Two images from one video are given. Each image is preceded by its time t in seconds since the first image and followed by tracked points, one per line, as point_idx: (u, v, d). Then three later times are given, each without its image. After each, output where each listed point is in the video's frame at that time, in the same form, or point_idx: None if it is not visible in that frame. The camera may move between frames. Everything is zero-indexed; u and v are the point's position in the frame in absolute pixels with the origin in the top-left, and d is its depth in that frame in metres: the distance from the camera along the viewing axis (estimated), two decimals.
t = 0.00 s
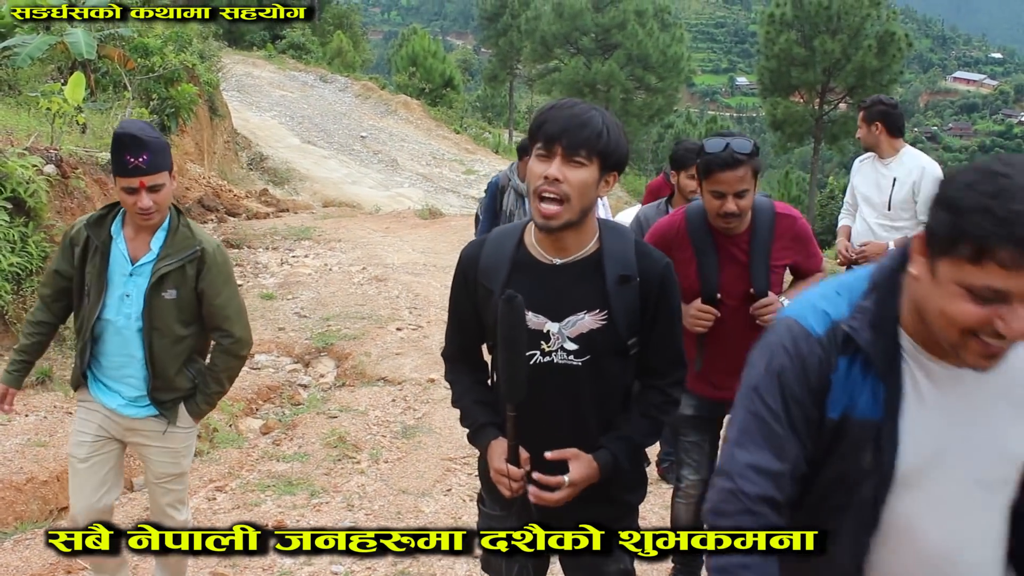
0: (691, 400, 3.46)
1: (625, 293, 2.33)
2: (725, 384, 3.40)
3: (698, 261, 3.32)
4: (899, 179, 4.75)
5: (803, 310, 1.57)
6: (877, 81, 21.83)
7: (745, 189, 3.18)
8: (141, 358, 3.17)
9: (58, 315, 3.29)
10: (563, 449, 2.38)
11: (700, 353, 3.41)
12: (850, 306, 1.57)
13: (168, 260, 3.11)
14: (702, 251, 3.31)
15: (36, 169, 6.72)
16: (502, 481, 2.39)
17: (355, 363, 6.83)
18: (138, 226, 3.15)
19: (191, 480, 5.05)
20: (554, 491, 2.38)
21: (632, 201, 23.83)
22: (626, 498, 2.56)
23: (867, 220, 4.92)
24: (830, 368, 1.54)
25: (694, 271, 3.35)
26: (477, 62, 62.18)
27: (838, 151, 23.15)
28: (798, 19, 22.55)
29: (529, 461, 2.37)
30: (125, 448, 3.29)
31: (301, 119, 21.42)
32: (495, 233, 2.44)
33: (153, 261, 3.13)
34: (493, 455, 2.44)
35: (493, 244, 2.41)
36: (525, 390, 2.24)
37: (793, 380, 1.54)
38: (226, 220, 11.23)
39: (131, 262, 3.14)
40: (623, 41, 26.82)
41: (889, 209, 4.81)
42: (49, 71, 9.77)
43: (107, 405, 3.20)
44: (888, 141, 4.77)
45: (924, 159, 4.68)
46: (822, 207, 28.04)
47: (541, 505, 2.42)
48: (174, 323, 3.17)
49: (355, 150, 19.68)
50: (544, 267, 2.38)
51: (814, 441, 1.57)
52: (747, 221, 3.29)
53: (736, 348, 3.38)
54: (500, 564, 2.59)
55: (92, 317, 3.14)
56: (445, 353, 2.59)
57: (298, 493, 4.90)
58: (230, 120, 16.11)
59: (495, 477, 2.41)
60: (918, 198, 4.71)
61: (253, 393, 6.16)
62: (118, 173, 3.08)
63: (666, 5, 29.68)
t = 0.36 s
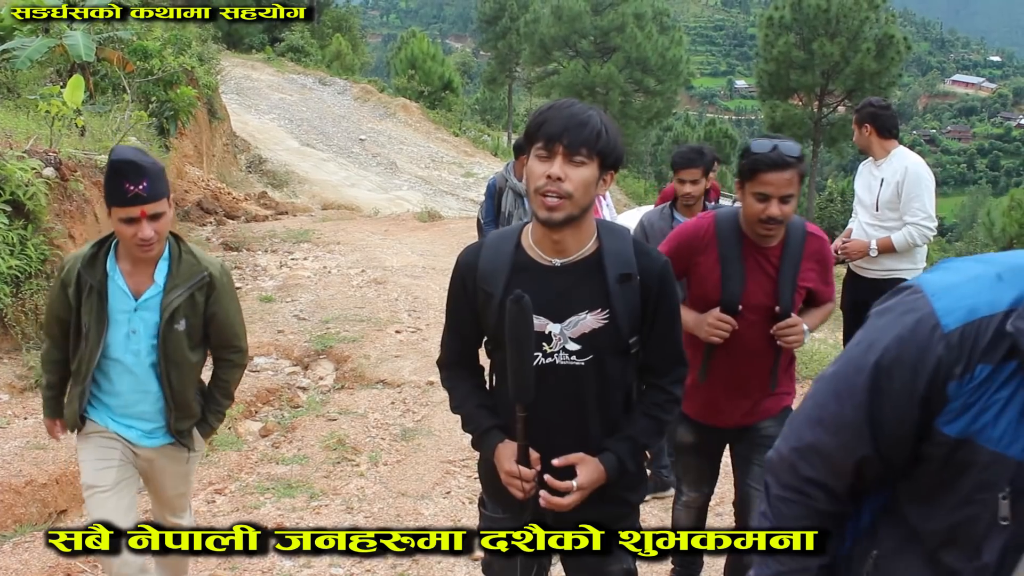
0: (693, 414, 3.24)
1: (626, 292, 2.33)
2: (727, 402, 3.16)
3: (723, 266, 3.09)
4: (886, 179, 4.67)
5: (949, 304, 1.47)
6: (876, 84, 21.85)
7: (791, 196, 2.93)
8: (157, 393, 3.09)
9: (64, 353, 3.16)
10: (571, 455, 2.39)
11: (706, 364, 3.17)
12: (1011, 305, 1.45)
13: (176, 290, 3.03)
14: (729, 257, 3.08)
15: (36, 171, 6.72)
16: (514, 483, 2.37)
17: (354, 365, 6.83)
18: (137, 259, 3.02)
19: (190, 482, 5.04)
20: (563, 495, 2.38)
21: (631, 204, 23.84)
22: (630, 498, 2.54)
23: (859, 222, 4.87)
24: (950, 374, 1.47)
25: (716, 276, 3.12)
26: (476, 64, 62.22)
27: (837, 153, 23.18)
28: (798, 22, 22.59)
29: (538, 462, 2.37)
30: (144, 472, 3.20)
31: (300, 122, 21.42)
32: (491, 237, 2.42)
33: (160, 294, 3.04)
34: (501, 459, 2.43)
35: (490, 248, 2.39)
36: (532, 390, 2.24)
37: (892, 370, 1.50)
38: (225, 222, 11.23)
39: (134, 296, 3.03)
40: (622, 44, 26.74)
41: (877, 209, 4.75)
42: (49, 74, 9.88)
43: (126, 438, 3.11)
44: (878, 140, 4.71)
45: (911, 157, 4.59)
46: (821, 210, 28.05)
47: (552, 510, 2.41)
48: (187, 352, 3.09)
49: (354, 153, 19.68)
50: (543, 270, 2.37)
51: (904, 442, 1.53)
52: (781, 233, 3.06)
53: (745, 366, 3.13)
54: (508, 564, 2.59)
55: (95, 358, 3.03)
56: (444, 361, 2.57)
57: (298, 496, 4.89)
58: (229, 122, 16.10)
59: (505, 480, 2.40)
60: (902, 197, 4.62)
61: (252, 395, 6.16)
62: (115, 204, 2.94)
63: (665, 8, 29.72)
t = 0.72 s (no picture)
0: (713, 407, 3.07)
1: (622, 296, 2.33)
2: (751, 400, 3.00)
3: (768, 254, 2.93)
4: (878, 188, 4.70)
5: (933, 398, 1.15)
6: (873, 91, 21.91)
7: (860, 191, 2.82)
8: (157, 397, 2.94)
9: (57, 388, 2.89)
10: (557, 448, 2.37)
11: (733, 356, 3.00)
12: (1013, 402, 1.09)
13: (169, 278, 2.88)
14: (777, 246, 2.92)
15: (34, 176, 6.71)
16: (515, 487, 2.39)
17: (352, 371, 6.82)
18: (117, 257, 2.85)
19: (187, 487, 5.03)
20: (544, 481, 2.35)
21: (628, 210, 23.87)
22: (626, 500, 2.55)
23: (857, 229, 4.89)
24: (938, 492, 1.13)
25: (759, 264, 2.95)
26: (475, 70, 62.34)
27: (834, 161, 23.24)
28: (795, 30, 22.66)
29: (536, 464, 2.37)
30: (151, 492, 3.10)
31: (299, 127, 21.43)
32: (488, 243, 2.41)
33: (152, 288, 2.88)
34: (502, 464, 2.43)
35: (487, 254, 2.39)
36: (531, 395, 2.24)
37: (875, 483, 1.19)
38: (223, 227, 11.22)
39: (127, 298, 2.86)
40: (620, 50, 26.70)
41: (871, 218, 4.76)
42: (47, 79, 9.92)
43: (125, 453, 2.95)
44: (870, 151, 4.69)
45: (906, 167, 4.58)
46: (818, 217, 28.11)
47: (534, 499, 2.37)
48: (189, 345, 2.95)
49: (352, 158, 19.69)
50: (540, 275, 2.36)
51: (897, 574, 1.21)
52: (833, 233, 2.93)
53: (778, 363, 2.97)
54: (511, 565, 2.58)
55: (97, 371, 2.84)
56: (440, 369, 2.55)
57: (295, 502, 4.88)
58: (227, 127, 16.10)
59: (507, 484, 2.41)
60: (896, 207, 4.62)
61: (250, 401, 6.14)
62: (90, 190, 2.74)
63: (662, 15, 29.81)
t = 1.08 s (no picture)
0: (748, 438, 2.97)
1: (617, 297, 2.34)
2: (790, 429, 2.92)
3: (809, 281, 2.81)
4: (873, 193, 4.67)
5: None
6: (870, 96, 21.98)
7: (893, 209, 2.77)
8: (144, 402, 2.85)
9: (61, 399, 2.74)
10: (570, 452, 2.38)
11: (774, 385, 2.89)
12: None
13: (158, 273, 2.78)
14: (818, 273, 2.81)
15: (31, 178, 6.69)
16: (509, 489, 2.39)
17: (349, 374, 6.82)
18: (102, 252, 2.76)
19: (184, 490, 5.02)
20: (560, 486, 2.36)
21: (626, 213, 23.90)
22: (619, 499, 2.56)
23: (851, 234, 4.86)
24: None
25: (800, 291, 2.82)
26: (473, 73, 62.36)
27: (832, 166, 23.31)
28: (793, 34, 22.72)
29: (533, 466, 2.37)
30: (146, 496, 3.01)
31: (296, 130, 21.42)
32: (481, 245, 2.40)
33: (140, 284, 2.78)
34: (496, 465, 2.42)
35: (480, 256, 2.38)
36: (528, 396, 2.24)
37: None
38: (220, 230, 11.22)
39: (115, 298, 2.76)
40: (618, 54, 26.81)
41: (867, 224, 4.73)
42: (45, 81, 9.91)
43: (114, 468, 2.88)
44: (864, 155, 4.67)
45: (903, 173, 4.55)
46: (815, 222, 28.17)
47: (548, 501, 2.39)
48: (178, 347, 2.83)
49: (349, 161, 19.68)
50: (533, 276, 2.36)
51: None
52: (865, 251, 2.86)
53: (815, 391, 2.89)
54: (510, 563, 2.57)
55: (85, 377, 2.74)
56: (432, 369, 2.54)
57: (292, 504, 4.88)
58: (224, 130, 16.09)
59: (500, 485, 2.40)
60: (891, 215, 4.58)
61: (247, 403, 6.14)
62: (93, 178, 2.69)
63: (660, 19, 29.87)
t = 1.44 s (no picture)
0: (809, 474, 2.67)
1: (617, 294, 2.35)
2: (861, 453, 2.64)
3: (855, 300, 2.48)
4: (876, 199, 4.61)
5: None
6: (869, 97, 22.03)
7: (927, 197, 2.44)
8: (133, 431, 2.48)
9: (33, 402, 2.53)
10: (583, 442, 2.39)
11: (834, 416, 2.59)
12: None
13: (164, 292, 2.42)
14: (863, 289, 2.48)
15: (31, 178, 6.70)
16: (506, 489, 2.38)
17: (348, 374, 6.82)
18: (117, 258, 2.46)
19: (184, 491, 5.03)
20: (576, 481, 2.37)
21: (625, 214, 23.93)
22: (620, 498, 2.56)
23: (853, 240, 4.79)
24: None
25: (847, 314, 2.49)
26: (472, 74, 62.49)
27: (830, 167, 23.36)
28: (792, 36, 22.72)
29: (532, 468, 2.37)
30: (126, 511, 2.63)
31: (296, 131, 21.44)
32: (479, 245, 2.40)
33: (144, 299, 2.44)
34: (493, 466, 2.42)
35: (479, 256, 2.38)
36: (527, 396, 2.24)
37: None
38: (219, 230, 11.24)
39: (113, 308, 2.44)
40: (617, 56, 26.85)
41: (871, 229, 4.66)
42: (44, 82, 9.91)
43: (93, 497, 2.54)
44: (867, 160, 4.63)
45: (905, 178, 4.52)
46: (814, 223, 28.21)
47: (564, 497, 2.40)
48: (176, 377, 2.47)
49: (349, 162, 19.70)
50: (533, 276, 2.36)
51: None
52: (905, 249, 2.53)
53: (879, 408, 2.60)
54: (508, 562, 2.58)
55: (69, 390, 2.44)
56: (430, 369, 2.54)
57: (292, 504, 4.88)
58: (223, 130, 16.11)
59: (497, 486, 2.40)
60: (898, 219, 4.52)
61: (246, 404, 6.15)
62: (122, 178, 2.42)
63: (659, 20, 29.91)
